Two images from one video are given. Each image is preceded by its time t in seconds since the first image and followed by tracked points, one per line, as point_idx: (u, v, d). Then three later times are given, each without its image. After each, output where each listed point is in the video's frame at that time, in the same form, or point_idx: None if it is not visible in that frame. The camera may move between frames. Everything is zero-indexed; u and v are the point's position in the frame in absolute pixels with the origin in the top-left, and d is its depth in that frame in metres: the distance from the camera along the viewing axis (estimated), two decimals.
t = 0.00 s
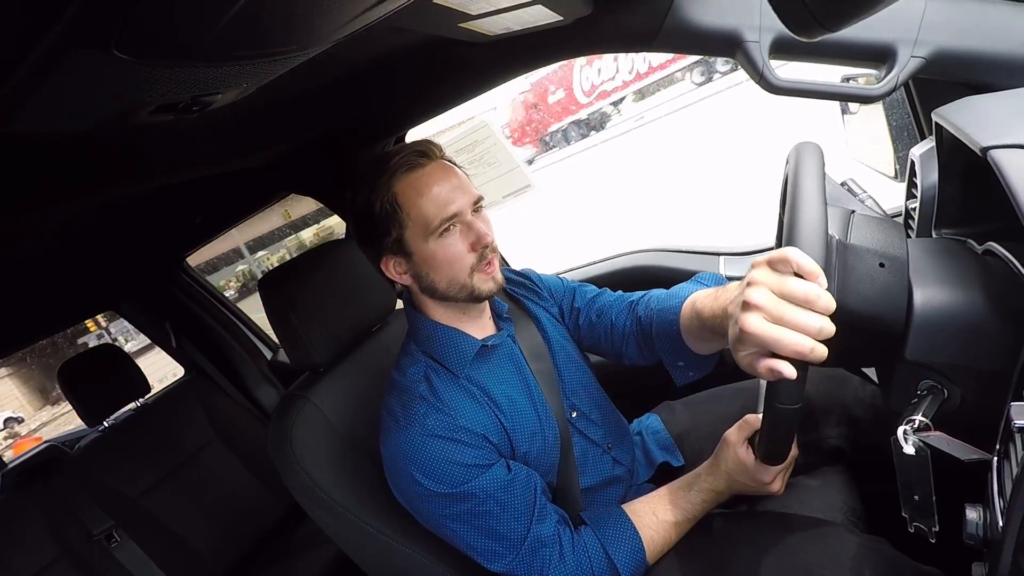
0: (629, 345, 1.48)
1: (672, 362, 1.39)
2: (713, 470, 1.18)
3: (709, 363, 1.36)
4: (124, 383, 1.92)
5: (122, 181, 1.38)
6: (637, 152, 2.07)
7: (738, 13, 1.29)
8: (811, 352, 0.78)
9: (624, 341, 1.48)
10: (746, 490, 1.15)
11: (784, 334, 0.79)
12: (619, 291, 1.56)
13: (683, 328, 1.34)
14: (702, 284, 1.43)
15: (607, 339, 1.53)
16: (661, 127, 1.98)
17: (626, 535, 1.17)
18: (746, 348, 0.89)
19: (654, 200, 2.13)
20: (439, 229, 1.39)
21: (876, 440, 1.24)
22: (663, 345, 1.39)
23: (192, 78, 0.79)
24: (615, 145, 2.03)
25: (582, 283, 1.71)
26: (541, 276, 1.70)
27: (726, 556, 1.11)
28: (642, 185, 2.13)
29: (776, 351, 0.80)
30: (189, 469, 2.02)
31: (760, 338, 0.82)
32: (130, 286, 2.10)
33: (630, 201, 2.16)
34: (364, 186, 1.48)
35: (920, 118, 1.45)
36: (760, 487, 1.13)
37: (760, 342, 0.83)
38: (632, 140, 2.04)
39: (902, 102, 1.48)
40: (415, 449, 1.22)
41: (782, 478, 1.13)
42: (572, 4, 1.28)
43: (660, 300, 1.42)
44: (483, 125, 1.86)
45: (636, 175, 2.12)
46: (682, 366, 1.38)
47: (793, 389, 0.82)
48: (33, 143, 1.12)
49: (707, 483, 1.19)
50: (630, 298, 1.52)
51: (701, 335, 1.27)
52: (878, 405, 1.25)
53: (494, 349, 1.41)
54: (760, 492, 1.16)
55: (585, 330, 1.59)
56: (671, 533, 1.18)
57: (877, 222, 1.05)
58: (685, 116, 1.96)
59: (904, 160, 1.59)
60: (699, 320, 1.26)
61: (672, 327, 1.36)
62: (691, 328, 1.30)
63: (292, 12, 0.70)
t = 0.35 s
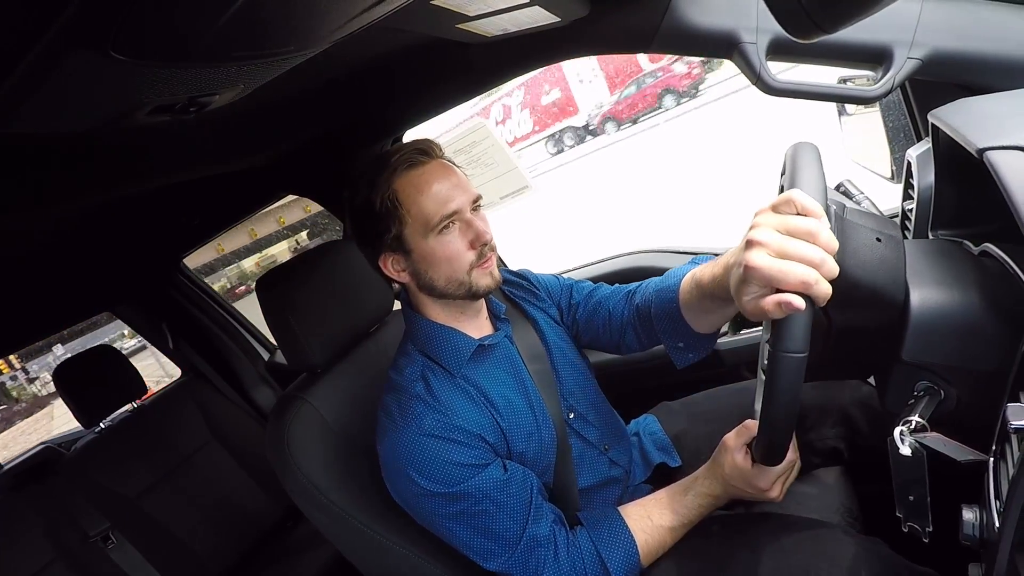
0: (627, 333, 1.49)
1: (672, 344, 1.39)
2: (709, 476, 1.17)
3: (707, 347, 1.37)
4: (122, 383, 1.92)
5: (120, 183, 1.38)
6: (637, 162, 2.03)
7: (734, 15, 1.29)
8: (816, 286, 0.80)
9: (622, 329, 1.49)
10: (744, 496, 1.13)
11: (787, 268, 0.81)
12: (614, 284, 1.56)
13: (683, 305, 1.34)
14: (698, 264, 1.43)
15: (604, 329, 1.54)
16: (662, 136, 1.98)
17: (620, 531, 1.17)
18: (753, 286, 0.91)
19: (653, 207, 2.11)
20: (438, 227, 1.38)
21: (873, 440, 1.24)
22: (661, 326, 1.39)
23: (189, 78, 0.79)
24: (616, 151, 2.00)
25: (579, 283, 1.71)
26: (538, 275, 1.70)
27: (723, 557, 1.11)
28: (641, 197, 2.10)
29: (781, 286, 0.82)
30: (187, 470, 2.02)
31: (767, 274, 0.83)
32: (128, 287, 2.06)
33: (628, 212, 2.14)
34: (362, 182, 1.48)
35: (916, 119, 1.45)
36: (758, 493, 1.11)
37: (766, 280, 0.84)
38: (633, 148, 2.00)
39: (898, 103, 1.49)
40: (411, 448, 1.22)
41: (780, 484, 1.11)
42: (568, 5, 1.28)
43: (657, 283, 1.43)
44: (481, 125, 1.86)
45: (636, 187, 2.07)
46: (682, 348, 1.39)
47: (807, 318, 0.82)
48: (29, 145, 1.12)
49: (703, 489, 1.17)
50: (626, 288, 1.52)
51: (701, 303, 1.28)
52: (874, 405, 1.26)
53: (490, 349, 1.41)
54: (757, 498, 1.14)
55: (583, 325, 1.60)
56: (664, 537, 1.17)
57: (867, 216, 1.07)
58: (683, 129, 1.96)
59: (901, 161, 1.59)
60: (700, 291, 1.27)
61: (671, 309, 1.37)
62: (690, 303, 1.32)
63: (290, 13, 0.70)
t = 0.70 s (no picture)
0: (623, 319, 1.51)
1: (668, 318, 1.42)
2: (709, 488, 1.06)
3: (704, 321, 1.41)
4: (112, 384, 1.91)
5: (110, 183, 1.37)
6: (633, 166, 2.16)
7: (726, 16, 1.30)
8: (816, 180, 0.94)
9: (618, 313, 1.51)
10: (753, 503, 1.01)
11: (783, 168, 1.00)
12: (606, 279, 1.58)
13: (681, 272, 1.37)
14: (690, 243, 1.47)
15: (597, 317, 1.55)
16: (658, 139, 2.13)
17: (610, 548, 1.14)
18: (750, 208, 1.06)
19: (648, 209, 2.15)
20: (431, 224, 1.38)
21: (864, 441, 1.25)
22: (659, 299, 1.42)
23: (180, 79, 0.79)
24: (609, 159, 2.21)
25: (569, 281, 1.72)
26: (531, 275, 1.69)
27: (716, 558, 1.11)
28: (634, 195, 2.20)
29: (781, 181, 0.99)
30: (178, 472, 2.00)
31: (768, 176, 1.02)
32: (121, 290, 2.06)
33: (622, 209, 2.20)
34: (357, 182, 1.46)
35: (906, 120, 1.45)
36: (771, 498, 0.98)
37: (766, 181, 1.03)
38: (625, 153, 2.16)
39: (889, 105, 1.49)
40: (405, 449, 1.22)
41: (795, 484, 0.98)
42: (561, 5, 1.28)
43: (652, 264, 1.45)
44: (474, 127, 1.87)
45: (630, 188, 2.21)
46: (677, 322, 1.42)
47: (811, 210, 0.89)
48: (18, 146, 1.11)
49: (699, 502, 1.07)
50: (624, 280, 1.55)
51: (698, 258, 1.32)
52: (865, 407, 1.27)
53: (483, 349, 1.41)
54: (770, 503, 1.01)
55: (577, 319, 1.60)
56: (654, 561, 1.11)
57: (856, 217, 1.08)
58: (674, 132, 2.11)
59: (891, 163, 1.60)
60: (700, 247, 1.30)
61: (669, 277, 1.39)
62: (689, 259, 1.34)
63: (279, 15, 0.69)
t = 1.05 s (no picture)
0: (615, 322, 1.50)
1: (661, 313, 1.43)
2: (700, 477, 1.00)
3: (696, 315, 1.41)
4: (99, 390, 1.89)
5: (96, 187, 1.36)
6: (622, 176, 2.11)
7: (715, 23, 1.31)
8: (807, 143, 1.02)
9: (611, 313, 1.50)
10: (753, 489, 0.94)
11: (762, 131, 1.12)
12: (596, 286, 1.58)
13: (676, 264, 1.38)
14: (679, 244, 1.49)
15: (591, 318, 1.55)
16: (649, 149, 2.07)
17: (598, 545, 1.10)
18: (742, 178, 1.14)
19: (634, 216, 2.11)
20: (421, 230, 1.38)
21: (852, 446, 1.26)
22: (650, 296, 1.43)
23: (171, 84, 0.78)
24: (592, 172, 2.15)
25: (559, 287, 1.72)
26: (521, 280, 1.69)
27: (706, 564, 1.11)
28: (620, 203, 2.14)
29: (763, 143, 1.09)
30: (167, 478, 1.99)
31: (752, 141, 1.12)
32: (107, 295, 2.02)
33: (608, 217, 2.15)
34: (341, 190, 1.44)
35: (892, 127, 1.46)
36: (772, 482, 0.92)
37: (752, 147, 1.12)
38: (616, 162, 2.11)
39: (875, 112, 1.50)
40: (391, 455, 1.22)
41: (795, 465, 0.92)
42: (551, 12, 1.29)
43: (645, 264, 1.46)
44: (465, 133, 1.85)
45: (615, 197, 2.15)
46: (670, 314, 1.42)
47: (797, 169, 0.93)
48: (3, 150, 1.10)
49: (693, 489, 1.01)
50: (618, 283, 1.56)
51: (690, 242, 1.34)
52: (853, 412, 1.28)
53: (470, 356, 1.40)
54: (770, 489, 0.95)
55: (568, 322, 1.60)
56: (643, 557, 1.06)
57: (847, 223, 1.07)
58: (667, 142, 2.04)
59: (877, 169, 1.62)
60: (689, 230, 1.34)
61: (663, 270, 1.40)
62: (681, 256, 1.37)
63: (270, 20, 0.69)
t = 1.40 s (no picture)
0: (611, 330, 1.50)
1: (652, 315, 1.43)
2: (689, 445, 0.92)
3: (687, 318, 1.43)
4: (81, 399, 1.86)
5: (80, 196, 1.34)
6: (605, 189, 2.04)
7: (702, 34, 1.33)
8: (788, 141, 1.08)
9: (607, 320, 1.50)
10: (748, 452, 0.86)
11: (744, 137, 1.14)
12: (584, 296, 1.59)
13: (666, 269, 1.40)
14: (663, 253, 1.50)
15: (583, 327, 1.55)
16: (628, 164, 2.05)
17: (586, 538, 1.03)
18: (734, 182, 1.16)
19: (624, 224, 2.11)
20: (405, 240, 1.37)
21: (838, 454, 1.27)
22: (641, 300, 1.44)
23: (154, 93, 0.77)
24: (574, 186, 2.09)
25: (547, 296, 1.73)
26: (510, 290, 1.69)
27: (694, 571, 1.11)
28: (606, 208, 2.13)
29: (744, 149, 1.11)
30: (151, 488, 1.96)
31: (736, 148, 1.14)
32: (93, 303, 1.99)
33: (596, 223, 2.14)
34: (323, 201, 1.44)
35: (877, 137, 1.48)
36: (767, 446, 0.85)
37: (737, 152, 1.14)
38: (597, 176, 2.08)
39: (860, 123, 1.51)
40: (375, 445, 1.20)
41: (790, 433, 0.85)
42: (538, 20, 1.30)
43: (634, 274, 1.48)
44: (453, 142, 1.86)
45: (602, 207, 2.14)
46: (662, 317, 1.43)
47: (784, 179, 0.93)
48: None
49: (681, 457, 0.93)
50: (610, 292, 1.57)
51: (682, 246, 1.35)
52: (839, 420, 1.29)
53: (456, 359, 1.41)
54: (766, 459, 0.87)
55: (560, 330, 1.60)
56: (629, 542, 0.99)
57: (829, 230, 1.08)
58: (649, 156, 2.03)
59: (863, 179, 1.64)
60: (677, 240, 1.35)
61: (654, 274, 1.42)
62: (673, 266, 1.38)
63: (257, 30, 0.69)
